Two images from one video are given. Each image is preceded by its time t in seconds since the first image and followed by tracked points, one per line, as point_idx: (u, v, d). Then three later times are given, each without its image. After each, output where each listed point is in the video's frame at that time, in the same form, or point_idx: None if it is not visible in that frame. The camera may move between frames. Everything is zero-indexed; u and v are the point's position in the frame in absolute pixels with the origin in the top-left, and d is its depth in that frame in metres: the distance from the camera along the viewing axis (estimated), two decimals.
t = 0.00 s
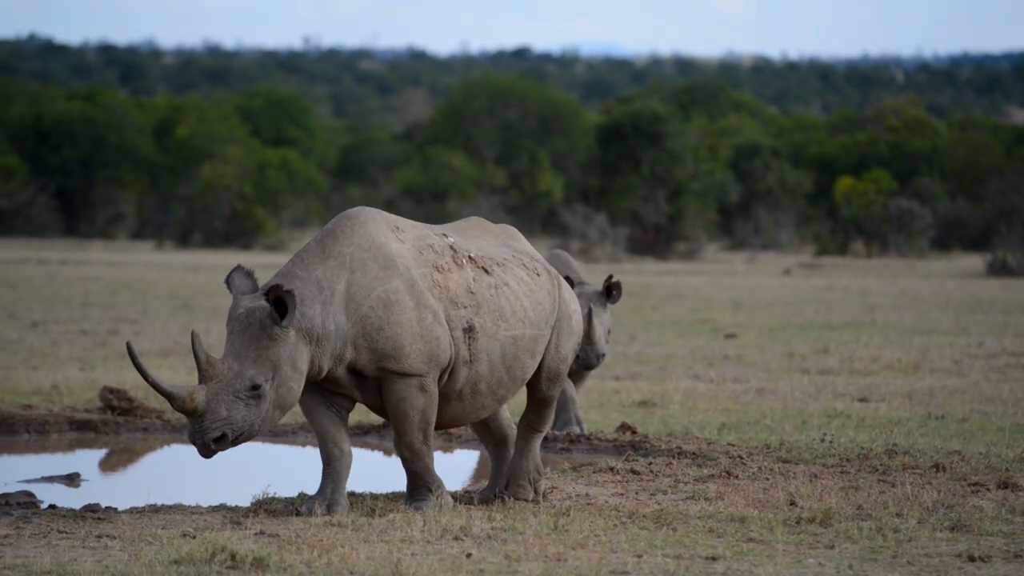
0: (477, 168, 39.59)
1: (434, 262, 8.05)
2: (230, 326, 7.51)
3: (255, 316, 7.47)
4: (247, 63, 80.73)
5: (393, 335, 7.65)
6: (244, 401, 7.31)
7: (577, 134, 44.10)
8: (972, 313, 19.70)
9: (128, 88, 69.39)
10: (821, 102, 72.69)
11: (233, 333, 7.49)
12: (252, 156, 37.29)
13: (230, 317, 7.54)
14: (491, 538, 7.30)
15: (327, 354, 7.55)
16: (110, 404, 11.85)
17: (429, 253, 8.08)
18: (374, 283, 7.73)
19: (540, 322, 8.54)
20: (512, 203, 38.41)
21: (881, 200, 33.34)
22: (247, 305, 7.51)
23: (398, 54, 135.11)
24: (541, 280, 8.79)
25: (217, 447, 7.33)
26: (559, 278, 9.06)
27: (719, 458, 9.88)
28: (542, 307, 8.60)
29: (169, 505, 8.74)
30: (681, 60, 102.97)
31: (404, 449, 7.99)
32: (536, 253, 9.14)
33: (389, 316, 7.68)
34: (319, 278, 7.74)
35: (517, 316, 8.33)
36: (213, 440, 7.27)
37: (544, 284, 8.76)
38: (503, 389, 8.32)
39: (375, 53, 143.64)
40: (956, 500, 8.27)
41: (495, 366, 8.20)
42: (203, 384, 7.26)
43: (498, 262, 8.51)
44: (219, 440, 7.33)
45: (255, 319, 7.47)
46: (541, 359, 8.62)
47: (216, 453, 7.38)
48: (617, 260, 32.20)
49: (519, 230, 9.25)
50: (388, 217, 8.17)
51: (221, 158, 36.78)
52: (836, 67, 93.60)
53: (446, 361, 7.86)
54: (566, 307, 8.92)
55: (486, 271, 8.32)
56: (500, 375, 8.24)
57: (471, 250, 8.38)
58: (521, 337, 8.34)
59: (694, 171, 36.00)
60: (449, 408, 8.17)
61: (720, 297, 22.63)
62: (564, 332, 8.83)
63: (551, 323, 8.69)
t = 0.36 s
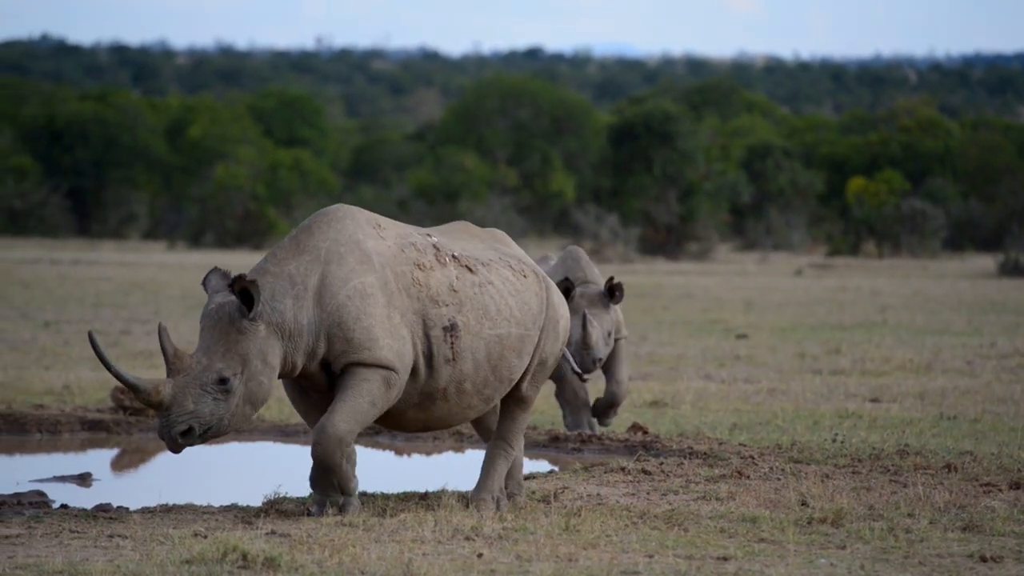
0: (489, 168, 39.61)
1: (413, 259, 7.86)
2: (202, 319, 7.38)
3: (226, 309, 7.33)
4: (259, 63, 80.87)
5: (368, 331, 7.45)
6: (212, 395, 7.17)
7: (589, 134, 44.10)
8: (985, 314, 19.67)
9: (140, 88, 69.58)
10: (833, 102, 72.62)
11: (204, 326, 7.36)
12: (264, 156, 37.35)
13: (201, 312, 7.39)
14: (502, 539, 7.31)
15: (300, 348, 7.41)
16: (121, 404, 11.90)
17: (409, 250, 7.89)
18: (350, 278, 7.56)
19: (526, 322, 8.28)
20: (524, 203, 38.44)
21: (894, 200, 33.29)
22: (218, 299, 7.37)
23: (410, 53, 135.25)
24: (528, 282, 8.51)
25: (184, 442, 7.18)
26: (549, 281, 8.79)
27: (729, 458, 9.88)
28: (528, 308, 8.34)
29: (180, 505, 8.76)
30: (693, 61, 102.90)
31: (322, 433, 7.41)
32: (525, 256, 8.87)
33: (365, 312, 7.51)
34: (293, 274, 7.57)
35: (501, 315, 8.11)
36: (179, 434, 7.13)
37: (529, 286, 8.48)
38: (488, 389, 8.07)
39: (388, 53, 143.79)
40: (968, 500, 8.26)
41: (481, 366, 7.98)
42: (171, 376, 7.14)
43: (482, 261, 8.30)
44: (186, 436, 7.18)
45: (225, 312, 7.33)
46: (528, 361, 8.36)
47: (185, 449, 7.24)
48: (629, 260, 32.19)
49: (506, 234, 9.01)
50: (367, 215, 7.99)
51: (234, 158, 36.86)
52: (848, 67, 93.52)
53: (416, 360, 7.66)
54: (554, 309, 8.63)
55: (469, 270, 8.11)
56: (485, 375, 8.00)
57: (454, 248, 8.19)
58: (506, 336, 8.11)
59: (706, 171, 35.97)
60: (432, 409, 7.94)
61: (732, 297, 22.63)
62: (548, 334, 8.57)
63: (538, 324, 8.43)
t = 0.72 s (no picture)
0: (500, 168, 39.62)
1: (398, 258, 7.84)
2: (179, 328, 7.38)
3: (203, 317, 7.34)
4: (270, 63, 80.95)
5: (350, 331, 7.46)
6: (193, 404, 7.19)
7: (600, 134, 44.07)
8: (997, 314, 19.62)
9: (151, 88, 69.71)
10: (844, 102, 72.45)
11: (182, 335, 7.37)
12: (276, 155, 37.41)
13: (180, 321, 7.39)
14: (513, 538, 7.31)
15: (283, 353, 7.42)
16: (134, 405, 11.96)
17: (393, 250, 7.87)
18: (332, 279, 7.54)
19: (518, 314, 8.29)
20: (534, 203, 38.45)
21: (905, 200, 33.23)
22: (196, 306, 7.39)
23: (421, 54, 135.21)
24: (518, 275, 8.48)
25: (168, 451, 7.21)
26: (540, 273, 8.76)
27: (741, 459, 9.87)
28: (520, 300, 8.33)
29: (192, 505, 8.76)
30: (705, 61, 102.71)
31: (301, 449, 7.56)
32: (515, 249, 8.82)
33: (347, 310, 7.50)
34: (272, 279, 7.56)
35: (491, 310, 8.11)
36: (162, 444, 7.16)
37: (522, 279, 8.47)
38: (483, 384, 8.11)
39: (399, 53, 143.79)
40: (979, 501, 8.23)
41: (474, 362, 8.02)
42: (151, 386, 7.15)
43: (470, 258, 8.28)
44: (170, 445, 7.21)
45: (203, 320, 7.33)
46: (522, 355, 8.37)
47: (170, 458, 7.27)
48: (640, 260, 32.21)
49: (497, 229, 8.98)
50: (348, 217, 7.96)
51: (245, 158, 36.94)
52: (860, 67, 93.32)
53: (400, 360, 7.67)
54: (545, 300, 8.61)
55: (456, 267, 8.11)
56: (478, 370, 8.04)
57: (440, 247, 8.18)
58: (497, 331, 8.12)
59: (717, 171, 35.93)
60: (426, 408, 7.95)
61: (743, 297, 22.60)
62: (541, 332, 8.57)
63: (531, 317, 8.43)
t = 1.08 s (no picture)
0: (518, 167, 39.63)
1: (392, 258, 7.80)
2: (175, 321, 7.26)
3: (199, 311, 7.23)
4: (289, 62, 81.08)
5: (343, 332, 7.42)
6: (192, 397, 7.07)
7: (618, 134, 44.04)
8: (1016, 315, 19.55)
9: (170, 88, 69.96)
10: (863, 101, 72.22)
11: (178, 328, 7.25)
12: (294, 155, 37.50)
13: (173, 313, 7.29)
14: (531, 538, 7.33)
15: (277, 350, 7.34)
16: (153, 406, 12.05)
17: (388, 249, 7.83)
18: (326, 279, 7.50)
19: (511, 318, 8.27)
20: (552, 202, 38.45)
21: (923, 200, 33.14)
22: (191, 299, 7.28)
23: (439, 53, 135.23)
24: (514, 277, 8.45)
25: (166, 446, 7.08)
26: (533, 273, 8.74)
27: (759, 459, 9.87)
28: (514, 304, 8.31)
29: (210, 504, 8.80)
30: (722, 61, 102.40)
31: (313, 454, 7.63)
32: (510, 249, 8.79)
33: (340, 311, 7.46)
34: (266, 274, 7.48)
35: (482, 313, 8.09)
36: (161, 438, 7.02)
37: (517, 281, 8.46)
38: (471, 386, 8.11)
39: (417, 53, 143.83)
40: (998, 501, 8.22)
41: (463, 364, 8.01)
42: (148, 380, 7.03)
43: (464, 258, 8.25)
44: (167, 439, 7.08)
45: (199, 314, 7.23)
46: (514, 357, 8.36)
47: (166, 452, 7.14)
48: (657, 260, 32.22)
49: (493, 227, 8.92)
50: (342, 213, 7.90)
51: (263, 158, 37.05)
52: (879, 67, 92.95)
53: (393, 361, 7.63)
54: (539, 304, 8.59)
55: (451, 268, 8.08)
56: (468, 373, 8.04)
57: (434, 246, 8.13)
58: (489, 334, 8.11)
59: (735, 171, 35.87)
60: (414, 409, 7.94)
61: (761, 297, 22.57)
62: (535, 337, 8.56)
63: (523, 320, 8.42)
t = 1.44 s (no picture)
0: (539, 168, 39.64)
1: (374, 264, 7.78)
2: (152, 325, 7.29)
3: (177, 314, 7.25)
4: (310, 63, 81.27)
5: (324, 339, 7.40)
6: (166, 402, 7.10)
7: (639, 134, 44.00)
8: None
9: (192, 89, 70.22)
10: (885, 102, 72.02)
11: (156, 332, 7.27)
12: (315, 156, 37.60)
13: (153, 317, 7.31)
14: (553, 539, 7.35)
15: (255, 355, 7.33)
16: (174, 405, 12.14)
17: (369, 254, 7.80)
18: (307, 284, 7.47)
19: (490, 326, 8.22)
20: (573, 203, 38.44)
21: (946, 200, 33.02)
22: (171, 303, 7.30)
23: (461, 54, 135.31)
24: (495, 284, 8.39)
25: (140, 450, 7.09)
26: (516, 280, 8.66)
27: (781, 460, 9.86)
28: (494, 311, 8.26)
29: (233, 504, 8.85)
30: (743, 61, 102.21)
31: (323, 456, 7.66)
32: (495, 254, 8.72)
33: (321, 318, 7.44)
34: (247, 279, 7.47)
35: (463, 320, 8.06)
36: (134, 442, 7.05)
37: (498, 289, 8.39)
38: (449, 395, 8.06)
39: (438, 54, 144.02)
40: (1021, 502, 8.21)
41: (442, 373, 7.96)
42: (124, 384, 7.06)
43: (446, 265, 8.21)
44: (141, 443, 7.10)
45: (177, 318, 7.25)
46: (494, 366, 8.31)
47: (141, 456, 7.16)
48: (679, 260, 32.18)
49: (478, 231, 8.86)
50: (325, 217, 7.88)
51: (284, 159, 37.22)
52: (901, 68, 92.64)
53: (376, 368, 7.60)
54: (521, 309, 8.50)
55: (432, 275, 8.04)
56: (446, 381, 7.99)
57: (417, 252, 8.10)
58: (469, 341, 8.07)
59: (757, 171, 35.79)
60: (391, 414, 7.89)
61: (782, 297, 22.52)
62: (519, 343, 8.47)
63: (504, 328, 8.36)
